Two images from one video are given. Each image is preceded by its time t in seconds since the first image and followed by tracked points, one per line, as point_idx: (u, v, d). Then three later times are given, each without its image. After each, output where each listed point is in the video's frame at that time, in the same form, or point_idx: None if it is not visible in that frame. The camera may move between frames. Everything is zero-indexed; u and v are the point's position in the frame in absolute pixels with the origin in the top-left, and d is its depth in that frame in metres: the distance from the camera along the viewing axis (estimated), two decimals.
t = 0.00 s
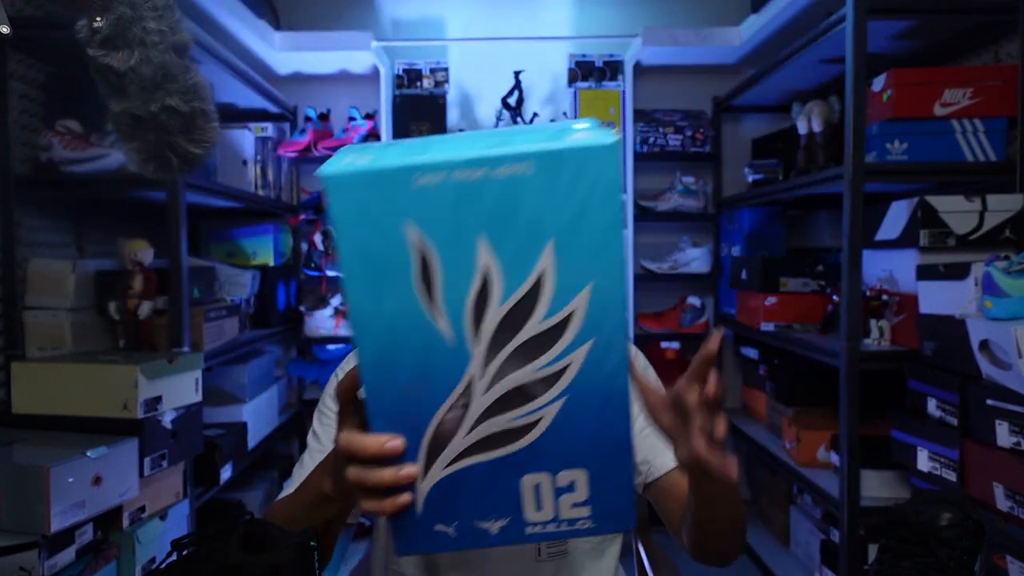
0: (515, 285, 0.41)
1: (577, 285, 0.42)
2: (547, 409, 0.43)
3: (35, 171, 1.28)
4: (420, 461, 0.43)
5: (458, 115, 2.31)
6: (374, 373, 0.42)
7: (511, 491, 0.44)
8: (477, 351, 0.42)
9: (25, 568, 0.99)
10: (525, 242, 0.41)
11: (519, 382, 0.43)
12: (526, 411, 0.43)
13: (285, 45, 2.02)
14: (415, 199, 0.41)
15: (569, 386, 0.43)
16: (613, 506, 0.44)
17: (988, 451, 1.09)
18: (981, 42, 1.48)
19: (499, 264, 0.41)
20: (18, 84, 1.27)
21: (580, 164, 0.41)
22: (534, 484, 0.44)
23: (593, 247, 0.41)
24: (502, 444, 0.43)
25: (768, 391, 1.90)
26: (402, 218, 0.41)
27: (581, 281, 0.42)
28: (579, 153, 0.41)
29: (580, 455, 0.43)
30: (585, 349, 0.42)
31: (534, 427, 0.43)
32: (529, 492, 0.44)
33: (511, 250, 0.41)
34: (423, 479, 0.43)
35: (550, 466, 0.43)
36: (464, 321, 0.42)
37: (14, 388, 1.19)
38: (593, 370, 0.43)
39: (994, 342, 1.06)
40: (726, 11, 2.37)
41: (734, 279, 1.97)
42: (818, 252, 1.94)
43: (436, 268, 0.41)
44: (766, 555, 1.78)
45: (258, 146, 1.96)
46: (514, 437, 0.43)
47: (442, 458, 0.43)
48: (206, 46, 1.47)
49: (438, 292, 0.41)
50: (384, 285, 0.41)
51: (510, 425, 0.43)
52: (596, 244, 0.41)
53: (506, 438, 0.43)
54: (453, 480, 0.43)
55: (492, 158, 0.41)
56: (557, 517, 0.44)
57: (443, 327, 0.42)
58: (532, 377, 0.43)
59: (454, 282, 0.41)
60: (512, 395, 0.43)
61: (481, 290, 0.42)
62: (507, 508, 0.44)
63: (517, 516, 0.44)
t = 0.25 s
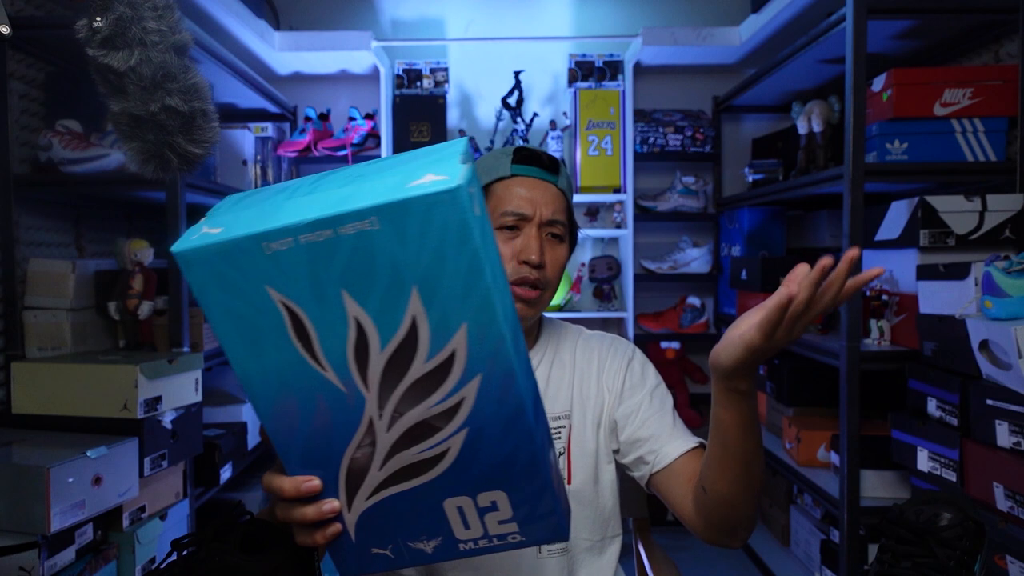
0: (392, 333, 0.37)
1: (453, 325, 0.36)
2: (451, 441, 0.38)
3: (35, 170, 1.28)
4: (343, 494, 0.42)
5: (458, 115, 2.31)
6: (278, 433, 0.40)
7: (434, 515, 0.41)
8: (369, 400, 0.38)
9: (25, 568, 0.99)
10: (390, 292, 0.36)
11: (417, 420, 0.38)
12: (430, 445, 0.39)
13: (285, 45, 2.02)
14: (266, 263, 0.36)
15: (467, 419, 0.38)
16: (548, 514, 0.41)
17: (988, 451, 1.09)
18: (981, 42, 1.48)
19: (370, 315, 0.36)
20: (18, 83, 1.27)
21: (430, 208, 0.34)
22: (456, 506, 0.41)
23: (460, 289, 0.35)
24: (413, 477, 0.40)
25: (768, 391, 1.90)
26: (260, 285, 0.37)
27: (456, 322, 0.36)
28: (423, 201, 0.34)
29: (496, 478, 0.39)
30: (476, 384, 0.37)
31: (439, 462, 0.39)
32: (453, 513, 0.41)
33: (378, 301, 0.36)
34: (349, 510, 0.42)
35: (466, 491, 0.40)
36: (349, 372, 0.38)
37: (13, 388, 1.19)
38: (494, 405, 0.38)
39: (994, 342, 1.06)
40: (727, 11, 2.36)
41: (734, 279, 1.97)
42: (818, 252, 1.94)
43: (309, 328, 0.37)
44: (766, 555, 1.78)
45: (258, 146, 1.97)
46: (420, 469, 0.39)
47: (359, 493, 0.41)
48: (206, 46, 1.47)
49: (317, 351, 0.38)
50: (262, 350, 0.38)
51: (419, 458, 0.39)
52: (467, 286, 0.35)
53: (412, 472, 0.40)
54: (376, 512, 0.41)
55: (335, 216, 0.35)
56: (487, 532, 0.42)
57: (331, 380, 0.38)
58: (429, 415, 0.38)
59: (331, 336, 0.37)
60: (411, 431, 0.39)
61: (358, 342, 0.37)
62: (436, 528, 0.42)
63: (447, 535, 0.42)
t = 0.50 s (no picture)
0: (402, 292, 0.43)
1: (457, 280, 0.43)
2: (463, 397, 0.44)
3: (34, 170, 1.28)
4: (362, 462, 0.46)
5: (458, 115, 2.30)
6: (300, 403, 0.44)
7: (451, 478, 0.45)
8: (384, 359, 0.44)
9: (24, 568, 0.99)
10: (399, 254, 0.43)
11: (430, 378, 0.44)
12: (444, 404, 0.44)
13: (285, 45, 2.01)
14: (291, 238, 0.43)
15: (476, 373, 0.44)
16: (552, 462, 0.46)
17: (988, 451, 1.09)
18: (982, 42, 1.48)
19: (384, 276, 0.43)
20: (18, 83, 1.27)
21: (427, 178, 0.42)
22: (471, 466, 0.45)
23: (461, 244, 0.43)
24: (430, 436, 0.45)
25: (768, 391, 1.90)
26: (283, 257, 0.43)
27: (460, 275, 0.43)
28: (424, 166, 0.42)
29: (506, 429, 0.45)
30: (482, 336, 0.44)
31: (453, 417, 0.44)
32: (470, 474, 0.45)
33: (390, 263, 0.43)
34: (369, 483, 0.46)
35: (478, 446, 0.45)
36: (365, 332, 0.44)
37: (13, 389, 1.19)
38: (498, 354, 0.44)
39: (994, 342, 1.06)
40: (727, 11, 2.36)
41: (734, 279, 1.97)
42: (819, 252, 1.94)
43: (329, 293, 0.43)
44: (766, 555, 1.78)
45: (258, 146, 1.97)
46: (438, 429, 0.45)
47: (380, 461, 0.45)
48: (206, 46, 1.47)
49: (335, 315, 0.43)
50: (285, 319, 0.43)
51: (435, 418, 0.44)
52: (462, 243, 0.43)
53: (431, 430, 0.45)
54: (396, 477, 0.45)
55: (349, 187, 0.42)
56: (500, 490, 0.46)
57: (349, 342, 0.44)
58: (440, 369, 0.44)
59: (349, 298, 0.43)
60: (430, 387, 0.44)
61: (374, 302, 0.43)
62: (453, 493, 0.46)
63: (464, 498, 0.46)
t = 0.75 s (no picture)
0: (528, 263, 0.45)
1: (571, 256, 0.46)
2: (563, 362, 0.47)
3: (35, 170, 1.28)
4: (472, 432, 0.46)
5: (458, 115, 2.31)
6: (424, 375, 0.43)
7: (541, 440, 0.47)
8: (504, 329, 0.45)
9: (25, 567, 0.99)
10: (528, 227, 0.45)
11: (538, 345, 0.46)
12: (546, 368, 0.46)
13: (285, 45, 2.01)
14: (436, 205, 0.44)
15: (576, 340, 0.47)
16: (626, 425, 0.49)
17: (988, 451, 1.09)
18: (982, 42, 1.48)
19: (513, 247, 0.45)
20: (18, 83, 1.27)
21: (558, 161, 0.46)
22: (561, 428, 0.47)
23: (579, 222, 0.46)
24: (530, 398, 0.47)
25: (768, 391, 1.90)
26: (428, 228, 0.43)
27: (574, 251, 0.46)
28: (559, 151, 0.46)
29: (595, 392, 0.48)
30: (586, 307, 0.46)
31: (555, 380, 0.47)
32: (559, 436, 0.47)
33: (518, 236, 0.45)
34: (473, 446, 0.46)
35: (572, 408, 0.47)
36: (492, 301, 0.45)
37: (14, 389, 1.19)
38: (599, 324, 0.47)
39: (994, 342, 1.06)
40: (727, 11, 2.36)
41: (733, 279, 1.97)
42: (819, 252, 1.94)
43: (465, 261, 0.44)
44: (766, 554, 1.78)
45: (258, 146, 1.98)
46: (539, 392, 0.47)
47: (486, 425, 0.46)
48: (206, 46, 1.47)
49: (466, 286, 0.44)
50: (421, 286, 0.43)
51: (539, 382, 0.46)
52: (580, 221, 0.46)
53: (533, 393, 0.47)
54: (500, 440, 0.46)
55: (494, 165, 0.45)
56: (580, 451, 0.48)
57: (476, 313, 0.44)
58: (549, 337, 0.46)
59: (480, 267, 0.44)
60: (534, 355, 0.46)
61: (503, 272, 0.45)
62: (541, 456, 0.47)
63: (552, 460, 0.48)
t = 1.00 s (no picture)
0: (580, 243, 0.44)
1: (616, 234, 0.46)
2: (602, 338, 0.45)
3: (35, 170, 1.28)
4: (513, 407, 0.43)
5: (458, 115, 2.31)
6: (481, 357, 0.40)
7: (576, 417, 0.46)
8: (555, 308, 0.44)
9: (25, 568, 0.99)
10: (584, 207, 0.44)
11: (582, 323, 0.45)
12: (583, 345, 0.45)
13: (285, 45, 2.01)
14: (505, 178, 0.41)
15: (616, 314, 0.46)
16: (654, 401, 0.49)
17: (988, 451, 1.09)
18: (982, 42, 1.48)
19: (569, 227, 0.44)
20: (18, 83, 1.27)
21: (617, 141, 0.45)
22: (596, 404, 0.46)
23: (627, 201, 0.46)
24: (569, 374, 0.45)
25: (768, 391, 1.90)
26: (495, 200, 0.41)
27: (620, 230, 0.46)
28: (617, 129, 0.45)
29: (627, 368, 0.47)
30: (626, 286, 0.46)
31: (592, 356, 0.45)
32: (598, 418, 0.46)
33: (576, 215, 0.44)
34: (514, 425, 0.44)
35: (605, 382, 0.46)
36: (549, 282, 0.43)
37: (14, 389, 1.19)
38: (637, 305, 0.47)
39: (994, 342, 1.06)
40: (727, 11, 2.36)
41: (733, 279, 1.97)
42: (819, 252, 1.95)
43: (528, 240, 0.42)
44: (766, 554, 1.78)
45: (258, 146, 1.97)
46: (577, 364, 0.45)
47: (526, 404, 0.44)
48: (206, 46, 1.47)
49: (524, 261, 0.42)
50: (490, 263, 0.40)
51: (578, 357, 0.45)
52: (631, 201, 0.46)
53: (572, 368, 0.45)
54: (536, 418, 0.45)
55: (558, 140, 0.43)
56: (613, 424, 0.47)
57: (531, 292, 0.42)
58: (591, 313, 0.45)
59: (539, 246, 0.43)
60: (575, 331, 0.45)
61: (561, 252, 0.43)
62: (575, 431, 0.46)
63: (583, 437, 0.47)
